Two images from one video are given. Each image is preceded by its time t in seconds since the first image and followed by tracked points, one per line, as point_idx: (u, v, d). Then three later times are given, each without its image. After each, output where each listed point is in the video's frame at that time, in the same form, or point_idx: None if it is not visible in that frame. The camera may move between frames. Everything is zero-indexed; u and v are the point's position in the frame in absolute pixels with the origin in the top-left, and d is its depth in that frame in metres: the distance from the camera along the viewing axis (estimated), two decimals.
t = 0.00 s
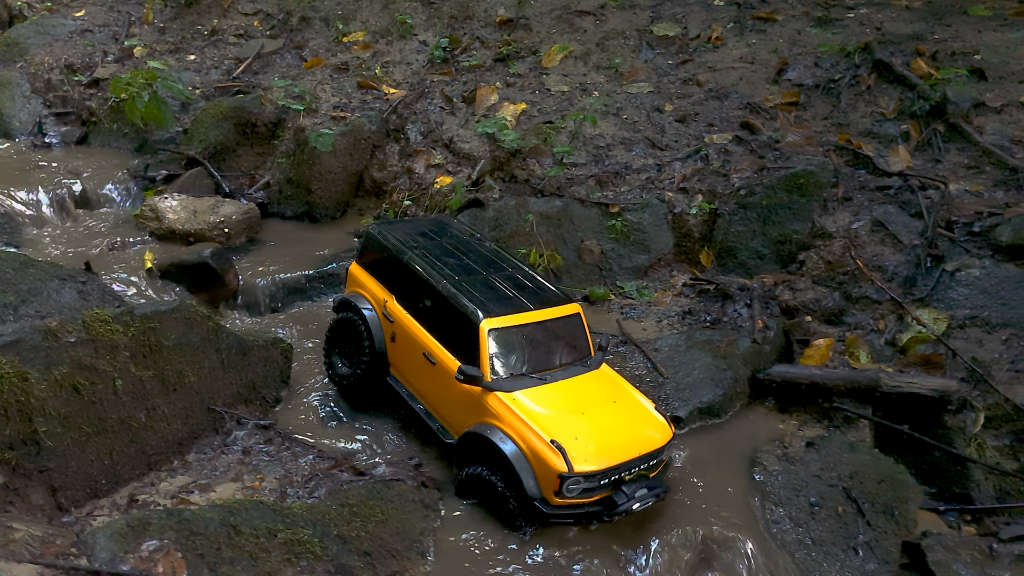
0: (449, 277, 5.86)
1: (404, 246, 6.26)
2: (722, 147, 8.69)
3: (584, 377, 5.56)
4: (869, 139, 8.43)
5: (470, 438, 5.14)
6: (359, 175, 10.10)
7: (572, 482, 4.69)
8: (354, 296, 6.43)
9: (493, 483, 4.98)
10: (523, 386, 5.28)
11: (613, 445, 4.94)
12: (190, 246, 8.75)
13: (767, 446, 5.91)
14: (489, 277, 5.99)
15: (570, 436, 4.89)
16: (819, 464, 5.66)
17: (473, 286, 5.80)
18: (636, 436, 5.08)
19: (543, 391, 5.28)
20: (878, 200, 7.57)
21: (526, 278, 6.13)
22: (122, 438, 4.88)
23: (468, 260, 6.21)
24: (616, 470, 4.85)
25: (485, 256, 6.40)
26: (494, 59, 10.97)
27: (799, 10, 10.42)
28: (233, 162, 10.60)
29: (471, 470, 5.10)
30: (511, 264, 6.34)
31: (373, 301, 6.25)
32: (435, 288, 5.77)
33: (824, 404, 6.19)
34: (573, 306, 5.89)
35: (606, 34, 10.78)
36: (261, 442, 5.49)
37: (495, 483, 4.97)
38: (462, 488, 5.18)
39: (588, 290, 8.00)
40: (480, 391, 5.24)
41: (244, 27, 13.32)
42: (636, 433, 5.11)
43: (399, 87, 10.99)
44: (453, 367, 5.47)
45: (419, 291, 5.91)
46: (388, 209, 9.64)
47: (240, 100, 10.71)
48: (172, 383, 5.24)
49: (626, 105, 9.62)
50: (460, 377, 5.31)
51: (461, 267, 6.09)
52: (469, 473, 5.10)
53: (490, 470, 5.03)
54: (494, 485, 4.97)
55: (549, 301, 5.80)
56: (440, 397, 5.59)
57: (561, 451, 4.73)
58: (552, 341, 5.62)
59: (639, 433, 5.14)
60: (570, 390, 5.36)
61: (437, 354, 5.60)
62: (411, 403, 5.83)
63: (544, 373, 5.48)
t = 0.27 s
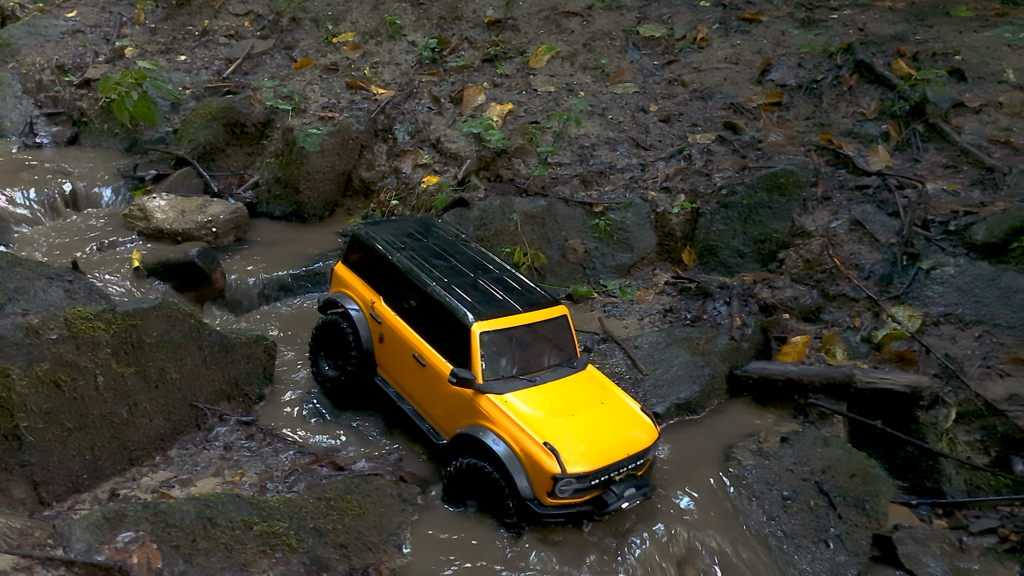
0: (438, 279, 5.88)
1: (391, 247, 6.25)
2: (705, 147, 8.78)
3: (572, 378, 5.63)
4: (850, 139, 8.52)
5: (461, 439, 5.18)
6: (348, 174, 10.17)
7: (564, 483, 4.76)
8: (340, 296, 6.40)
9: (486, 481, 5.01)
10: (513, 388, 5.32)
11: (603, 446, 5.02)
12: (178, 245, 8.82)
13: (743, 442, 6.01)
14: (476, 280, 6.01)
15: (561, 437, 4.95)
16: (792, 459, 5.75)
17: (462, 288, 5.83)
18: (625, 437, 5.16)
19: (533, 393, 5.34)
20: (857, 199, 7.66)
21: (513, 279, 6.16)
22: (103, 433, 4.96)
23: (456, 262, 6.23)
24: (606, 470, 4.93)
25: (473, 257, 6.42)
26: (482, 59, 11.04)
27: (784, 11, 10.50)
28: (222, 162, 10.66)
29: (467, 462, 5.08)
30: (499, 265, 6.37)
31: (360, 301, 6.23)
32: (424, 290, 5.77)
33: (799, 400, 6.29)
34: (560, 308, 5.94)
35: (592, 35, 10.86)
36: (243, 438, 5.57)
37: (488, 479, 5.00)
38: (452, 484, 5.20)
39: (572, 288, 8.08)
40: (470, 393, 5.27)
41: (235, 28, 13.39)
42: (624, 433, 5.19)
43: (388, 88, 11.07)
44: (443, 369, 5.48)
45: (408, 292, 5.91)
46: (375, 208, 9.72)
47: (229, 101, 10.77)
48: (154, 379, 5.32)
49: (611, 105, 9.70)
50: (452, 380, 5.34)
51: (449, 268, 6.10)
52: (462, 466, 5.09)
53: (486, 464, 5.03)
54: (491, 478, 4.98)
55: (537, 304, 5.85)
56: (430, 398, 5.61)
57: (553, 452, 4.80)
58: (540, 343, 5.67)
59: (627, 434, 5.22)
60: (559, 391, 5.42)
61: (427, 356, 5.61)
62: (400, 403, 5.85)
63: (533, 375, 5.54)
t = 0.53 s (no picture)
0: (416, 273, 5.94)
1: (371, 241, 6.31)
2: (688, 144, 8.86)
3: (548, 370, 5.69)
4: (831, 136, 8.60)
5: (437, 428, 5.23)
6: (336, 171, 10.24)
7: (537, 472, 4.81)
8: (321, 289, 6.45)
9: (461, 470, 5.06)
10: (489, 379, 5.37)
11: (576, 435, 5.08)
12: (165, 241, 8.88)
13: (718, 433, 6.07)
14: (455, 273, 6.08)
15: (535, 426, 5.01)
16: (765, 449, 5.82)
17: (440, 282, 5.89)
18: (598, 427, 5.23)
19: (509, 383, 5.39)
20: (836, 195, 7.75)
21: (492, 274, 6.23)
22: (83, 423, 5.03)
23: (435, 255, 6.29)
24: (580, 458, 4.98)
25: (452, 251, 6.49)
26: (469, 57, 11.11)
27: (769, 9, 10.59)
28: (211, 158, 10.72)
29: (444, 452, 5.14)
30: (477, 259, 6.44)
31: (340, 294, 6.28)
32: (403, 283, 5.82)
33: (775, 393, 6.36)
34: (537, 301, 6.01)
35: (579, 33, 10.93)
36: (223, 428, 5.64)
37: (464, 468, 5.05)
38: (429, 474, 5.25)
39: (556, 284, 8.15)
40: (447, 384, 5.32)
41: (225, 25, 13.45)
42: (598, 423, 5.24)
43: (377, 85, 11.13)
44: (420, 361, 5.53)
45: (386, 285, 5.96)
46: (362, 204, 9.79)
47: (218, 98, 10.84)
48: (135, 370, 5.39)
49: (597, 103, 9.78)
50: (428, 370, 5.38)
51: (427, 262, 6.16)
52: (440, 456, 5.15)
53: (463, 455, 5.09)
54: (466, 468, 5.03)
55: (513, 296, 5.91)
56: (408, 390, 5.65)
57: (527, 441, 4.85)
58: (516, 335, 5.73)
59: (601, 424, 5.28)
60: (535, 382, 5.48)
61: (405, 348, 5.65)
62: (379, 395, 5.89)
63: (510, 366, 5.60)
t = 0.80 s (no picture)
0: (398, 264, 5.97)
1: (354, 234, 6.34)
2: (673, 140, 8.93)
3: (528, 361, 5.71)
4: (815, 131, 8.66)
5: (417, 418, 5.27)
6: (325, 167, 10.30)
7: (514, 460, 4.86)
8: (305, 282, 6.49)
9: (440, 459, 5.10)
10: (469, 369, 5.41)
11: (554, 424, 5.12)
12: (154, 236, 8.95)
13: (697, 424, 6.14)
14: (437, 265, 6.10)
15: (512, 415, 5.05)
16: (742, 439, 5.89)
17: (422, 273, 5.92)
18: (576, 416, 5.26)
19: (488, 373, 5.42)
20: (817, 190, 7.83)
21: (474, 266, 6.26)
22: (66, 412, 5.09)
23: (417, 248, 6.32)
24: (557, 447, 5.02)
25: (435, 244, 6.51)
26: (459, 54, 11.18)
27: (755, 7, 10.65)
28: (201, 155, 10.77)
29: (425, 441, 5.18)
30: (460, 252, 6.46)
31: (323, 287, 6.32)
32: (384, 275, 5.85)
33: (754, 384, 6.43)
34: (518, 292, 6.03)
35: (567, 30, 11.00)
36: (205, 418, 5.70)
37: (443, 456, 5.09)
38: (409, 462, 5.30)
39: (541, 278, 8.21)
40: (426, 374, 5.36)
41: (217, 23, 13.50)
42: (576, 413, 5.28)
43: (367, 82, 11.20)
44: (401, 351, 5.56)
45: (368, 277, 5.99)
46: (351, 200, 9.85)
47: (208, 94, 10.89)
48: (118, 361, 5.45)
49: (584, 99, 9.84)
50: (408, 360, 5.41)
51: (409, 254, 6.19)
52: (420, 445, 5.18)
53: (443, 443, 5.12)
54: (446, 457, 5.08)
55: (494, 288, 5.94)
56: (389, 381, 5.69)
57: (504, 430, 4.89)
58: (496, 325, 5.76)
59: (579, 414, 5.32)
60: (514, 372, 5.51)
61: (386, 339, 5.69)
62: (362, 386, 5.93)
63: (490, 357, 5.63)
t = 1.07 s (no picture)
0: (383, 257, 6.01)
1: (339, 228, 6.37)
2: (659, 136, 9.01)
3: (510, 353, 5.75)
4: (800, 128, 8.73)
5: (399, 409, 5.30)
6: (315, 164, 10.37)
7: (493, 449, 4.92)
8: (290, 275, 6.51)
9: (423, 448, 5.14)
10: (451, 361, 5.44)
11: (534, 414, 5.17)
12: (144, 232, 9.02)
13: (678, 415, 6.21)
14: (421, 259, 6.14)
15: (493, 405, 5.09)
16: (722, 430, 5.97)
17: (406, 266, 5.96)
18: (556, 407, 5.31)
19: (470, 365, 5.46)
20: (801, 185, 7.90)
21: (458, 260, 6.30)
22: (52, 403, 5.17)
23: (402, 242, 6.36)
24: (537, 437, 5.07)
25: (420, 239, 6.55)
26: (449, 52, 11.25)
27: (743, 5, 10.73)
28: (193, 152, 10.82)
29: (409, 432, 5.19)
30: (445, 246, 6.50)
31: (308, 280, 6.33)
32: (368, 268, 5.88)
33: (736, 376, 6.50)
34: (501, 286, 6.06)
35: (557, 28, 11.07)
36: (191, 409, 5.76)
37: (425, 446, 5.14)
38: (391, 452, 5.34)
39: (528, 273, 8.28)
40: (408, 364, 5.39)
41: (210, 21, 13.57)
42: (556, 403, 5.33)
43: (358, 80, 11.27)
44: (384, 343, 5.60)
45: (352, 270, 6.02)
46: (341, 196, 9.92)
47: (200, 92, 10.96)
48: (104, 352, 5.53)
49: (572, 96, 9.92)
50: (390, 351, 5.44)
51: (394, 247, 6.23)
52: (403, 435, 5.21)
53: (425, 433, 5.15)
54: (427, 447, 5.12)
55: (477, 281, 5.98)
56: (372, 372, 5.72)
57: (484, 419, 4.94)
58: (479, 318, 5.80)
59: (559, 404, 5.36)
60: (496, 364, 5.55)
61: (370, 331, 5.71)
62: (347, 377, 5.97)
63: (472, 348, 5.66)
